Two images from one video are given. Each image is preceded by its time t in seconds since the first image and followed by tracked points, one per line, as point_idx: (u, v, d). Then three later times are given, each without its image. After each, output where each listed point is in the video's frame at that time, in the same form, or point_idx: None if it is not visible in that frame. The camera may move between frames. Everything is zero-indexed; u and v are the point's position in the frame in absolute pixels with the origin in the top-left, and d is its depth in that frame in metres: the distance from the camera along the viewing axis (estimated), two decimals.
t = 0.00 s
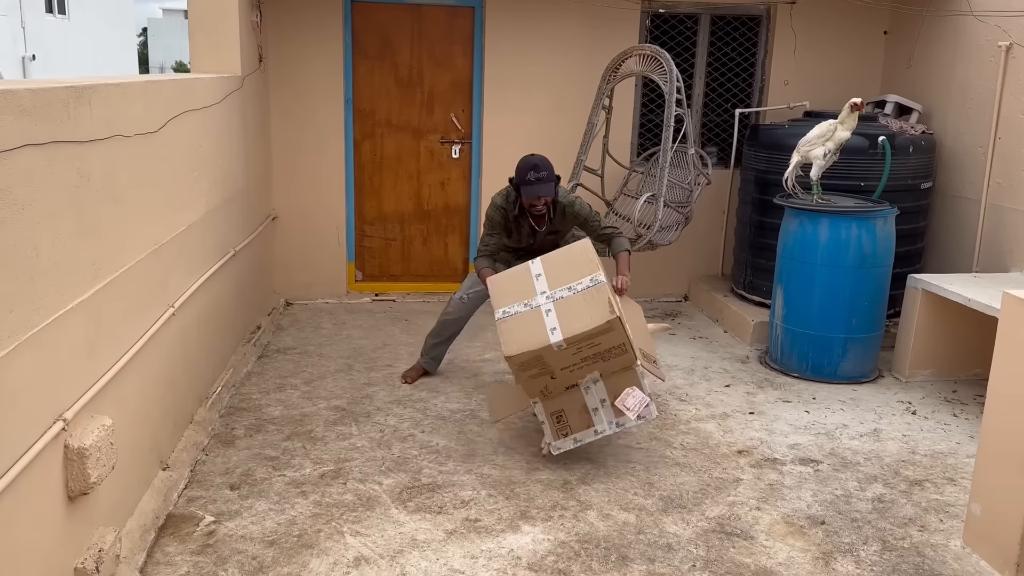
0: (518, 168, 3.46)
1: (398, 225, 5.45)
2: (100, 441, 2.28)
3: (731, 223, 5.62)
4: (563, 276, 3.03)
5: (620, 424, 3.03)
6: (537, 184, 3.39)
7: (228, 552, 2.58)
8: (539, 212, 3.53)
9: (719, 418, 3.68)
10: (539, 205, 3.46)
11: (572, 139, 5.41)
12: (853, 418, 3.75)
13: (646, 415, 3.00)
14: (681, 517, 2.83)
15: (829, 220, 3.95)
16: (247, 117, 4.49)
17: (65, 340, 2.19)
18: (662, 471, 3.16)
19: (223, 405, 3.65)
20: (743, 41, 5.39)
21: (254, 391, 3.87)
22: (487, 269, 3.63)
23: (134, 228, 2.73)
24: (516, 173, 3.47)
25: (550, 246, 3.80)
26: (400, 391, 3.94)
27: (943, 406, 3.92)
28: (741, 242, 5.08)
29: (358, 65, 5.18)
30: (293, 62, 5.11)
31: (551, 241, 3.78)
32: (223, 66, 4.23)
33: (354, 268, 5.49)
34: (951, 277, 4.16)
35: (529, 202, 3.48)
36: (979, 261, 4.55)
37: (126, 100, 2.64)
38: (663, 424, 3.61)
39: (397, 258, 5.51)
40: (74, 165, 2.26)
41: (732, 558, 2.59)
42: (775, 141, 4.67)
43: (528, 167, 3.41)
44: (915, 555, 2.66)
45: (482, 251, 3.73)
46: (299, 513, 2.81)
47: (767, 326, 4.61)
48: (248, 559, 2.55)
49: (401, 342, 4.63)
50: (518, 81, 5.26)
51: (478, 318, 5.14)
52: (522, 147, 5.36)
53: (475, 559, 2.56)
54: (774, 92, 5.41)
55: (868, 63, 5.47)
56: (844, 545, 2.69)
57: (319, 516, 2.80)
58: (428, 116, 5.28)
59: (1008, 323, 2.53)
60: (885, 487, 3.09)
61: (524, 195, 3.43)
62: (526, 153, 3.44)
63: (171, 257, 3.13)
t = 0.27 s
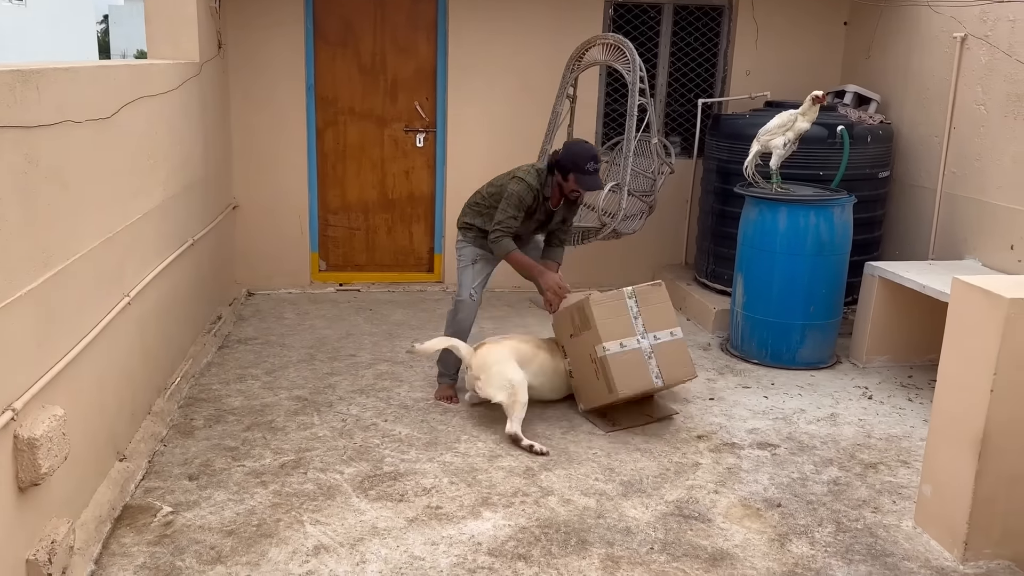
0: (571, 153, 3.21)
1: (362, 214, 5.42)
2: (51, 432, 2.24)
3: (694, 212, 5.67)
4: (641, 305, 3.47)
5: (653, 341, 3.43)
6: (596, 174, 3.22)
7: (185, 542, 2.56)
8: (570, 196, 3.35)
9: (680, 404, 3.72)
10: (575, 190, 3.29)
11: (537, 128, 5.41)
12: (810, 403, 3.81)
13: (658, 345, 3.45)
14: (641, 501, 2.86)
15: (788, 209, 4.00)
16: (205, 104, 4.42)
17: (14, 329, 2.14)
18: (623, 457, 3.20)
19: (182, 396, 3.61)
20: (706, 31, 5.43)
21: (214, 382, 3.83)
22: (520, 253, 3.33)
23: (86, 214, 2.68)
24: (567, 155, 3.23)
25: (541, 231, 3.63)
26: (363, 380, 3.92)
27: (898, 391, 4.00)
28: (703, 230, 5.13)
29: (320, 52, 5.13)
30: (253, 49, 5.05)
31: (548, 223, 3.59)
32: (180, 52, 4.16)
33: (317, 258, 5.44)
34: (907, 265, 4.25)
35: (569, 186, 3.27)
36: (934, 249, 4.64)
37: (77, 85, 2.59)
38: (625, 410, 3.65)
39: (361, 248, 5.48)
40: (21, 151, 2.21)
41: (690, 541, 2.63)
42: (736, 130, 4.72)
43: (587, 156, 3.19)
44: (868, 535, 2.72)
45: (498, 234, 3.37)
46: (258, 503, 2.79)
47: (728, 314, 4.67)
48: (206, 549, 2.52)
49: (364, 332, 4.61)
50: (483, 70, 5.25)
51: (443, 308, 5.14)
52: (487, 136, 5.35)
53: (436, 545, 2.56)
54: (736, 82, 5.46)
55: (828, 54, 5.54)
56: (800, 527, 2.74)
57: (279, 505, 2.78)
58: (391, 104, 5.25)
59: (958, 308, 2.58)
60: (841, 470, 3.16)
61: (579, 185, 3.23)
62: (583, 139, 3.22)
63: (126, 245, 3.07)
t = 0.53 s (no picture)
0: (543, 160, 3.24)
1: (341, 206, 5.39)
2: (27, 424, 2.22)
3: (673, 203, 5.70)
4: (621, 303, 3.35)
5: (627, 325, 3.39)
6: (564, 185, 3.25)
7: (164, 535, 2.54)
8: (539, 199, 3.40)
9: (659, 394, 3.75)
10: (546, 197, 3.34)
11: (516, 119, 5.41)
12: (787, 393, 3.86)
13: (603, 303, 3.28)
14: (620, 491, 2.88)
15: (765, 201, 4.03)
16: (182, 94, 4.37)
17: None
18: (603, 447, 3.22)
19: (159, 389, 3.58)
20: (685, 23, 5.44)
21: (192, 374, 3.80)
22: (481, 253, 3.41)
23: (61, 205, 2.64)
24: (539, 163, 3.26)
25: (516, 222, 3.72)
26: (342, 372, 3.91)
27: (873, 381, 4.06)
28: (682, 222, 5.16)
29: (298, 42, 5.08)
30: (230, 38, 4.99)
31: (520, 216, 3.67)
32: (156, 41, 4.11)
33: (296, 249, 5.41)
34: (883, 256, 4.30)
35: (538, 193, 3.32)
36: (910, 241, 4.70)
37: (52, 74, 2.55)
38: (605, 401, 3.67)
39: (340, 239, 5.45)
40: None
41: (668, 529, 2.66)
42: (714, 122, 4.74)
43: (557, 168, 3.22)
44: (843, 523, 2.76)
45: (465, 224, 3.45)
46: (237, 495, 2.78)
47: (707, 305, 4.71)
48: (185, 541, 2.51)
49: (344, 324, 4.59)
50: (463, 61, 5.23)
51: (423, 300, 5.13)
52: (467, 127, 5.34)
53: (416, 536, 2.57)
54: (715, 74, 5.49)
55: (806, 46, 5.58)
56: (777, 515, 2.77)
57: (258, 497, 2.77)
58: (370, 95, 5.22)
59: (933, 298, 2.62)
60: (817, 459, 3.20)
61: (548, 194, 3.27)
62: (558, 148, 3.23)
63: (102, 236, 3.04)
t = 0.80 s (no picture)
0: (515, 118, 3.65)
1: (339, 202, 5.38)
2: (26, 421, 2.21)
3: (672, 200, 5.70)
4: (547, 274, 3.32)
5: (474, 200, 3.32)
6: (525, 138, 3.61)
7: (162, 531, 2.54)
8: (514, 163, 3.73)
9: (657, 391, 3.76)
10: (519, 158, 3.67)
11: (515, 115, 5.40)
12: (785, 390, 3.86)
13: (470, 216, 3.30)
14: (618, 488, 2.89)
15: (763, 198, 4.04)
16: (180, 89, 4.36)
17: None
18: (601, 444, 3.22)
19: (157, 384, 3.58)
20: (684, 20, 5.44)
21: (190, 370, 3.80)
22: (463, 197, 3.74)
23: (60, 201, 2.63)
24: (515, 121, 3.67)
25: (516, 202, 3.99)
26: (341, 369, 3.91)
27: (871, 379, 4.07)
28: (680, 219, 5.16)
29: (296, 38, 5.07)
30: (228, 34, 4.98)
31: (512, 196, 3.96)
32: (155, 36, 4.09)
33: (294, 245, 5.40)
34: (881, 254, 4.31)
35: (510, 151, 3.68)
36: (908, 238, 4.71)
37: (51, 70, 2.54)
38: (603, 398, 3.67)
39: (339, 236, 5.44)
40: None
41: (666, 527, 2.66)
42: (713, 120, 4.74)
43: (522, 122, 3.60)
44: (841, 521, 2.76)
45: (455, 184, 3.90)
46: (236, 492, 2.78)
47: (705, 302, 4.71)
48: (183, 538, 2.51)
49: (342, 320, 4.59)
50: (461, 58, 5.22)
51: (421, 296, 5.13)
52: (465, 123, 5.34)
53: (414, 533, 2.57)
54: (714, 71, 5.49)
55: (805, 44, 5.58)
56: (774, 513, 2.78)
57: (257, 494, 2.77)
58: (369, 91, 5.21)
59: (931, 297, 2.63)
60: (815, 457, 3.21)
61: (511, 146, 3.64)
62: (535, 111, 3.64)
63: (101, 232, 3.03)
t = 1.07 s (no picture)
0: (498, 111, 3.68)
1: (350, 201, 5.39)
2: (38, 417, 2.23)
3: (682, 200, 5.68)
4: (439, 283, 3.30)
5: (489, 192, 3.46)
6: (502, 128, 3.62)
7: (173, 528, 2.55)
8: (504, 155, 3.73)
9: (666, 392, 3.75)
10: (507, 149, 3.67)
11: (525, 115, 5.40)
12: (796, 392, 3.85)
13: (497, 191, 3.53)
14: (627, 488, 2.88)
15: (774, 199, 4.02)
16: (192, 88, 4.38)
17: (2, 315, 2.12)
18: (610, 444, 3.21)
19: (168, 382, 3.59)
20: (695, 20, 5.42)
21: (200, 368, 3.82)
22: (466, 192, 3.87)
23: (73, 198, 2.65)
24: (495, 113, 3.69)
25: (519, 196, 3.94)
26: (350, 367, 3.92)
27: (882, 380, 4.05)
28: (690, 220, 5.15)
29: (307, 37, 5.08)
30: (240, 33, 5.00)
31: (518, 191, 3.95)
32: (167, 35, 4.11)
33: (304, 244, 5.41)
34: (892, 255, 4.28)
35: (495, 145, 3.69)
36: (920, 239, 4.68)
37: (65, 69, 2.56)
38: (612, 398, 3.67)
39: (348, 234, 5.45)
40: (9, 135, 2.17)
41: (676, 528, 2.66)
42: (724, 120, 4.72)
43: (502, 113, 3.64)
44: (851, 523, 2.75)
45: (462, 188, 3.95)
46: (246, 489, 2.79)
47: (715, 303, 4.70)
48: (194, 535, 2.52)
49: (351, 319, 4.60)
50: (472, 57, 5.23)
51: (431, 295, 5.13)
52: (475, 123, 5.34)
53: (423, 532, 2.57)
54: (725, 71, 5.47)
55: (817, 43, 5.56)
56: (784, 514, 2.77)
57: (266, 492, 2.78)
58: (379, 90, 5.21)
59: (944, 298, 2.61)
60: (825, 458, 3.19)
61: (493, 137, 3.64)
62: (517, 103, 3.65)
63: (113, 230, 3.05)
